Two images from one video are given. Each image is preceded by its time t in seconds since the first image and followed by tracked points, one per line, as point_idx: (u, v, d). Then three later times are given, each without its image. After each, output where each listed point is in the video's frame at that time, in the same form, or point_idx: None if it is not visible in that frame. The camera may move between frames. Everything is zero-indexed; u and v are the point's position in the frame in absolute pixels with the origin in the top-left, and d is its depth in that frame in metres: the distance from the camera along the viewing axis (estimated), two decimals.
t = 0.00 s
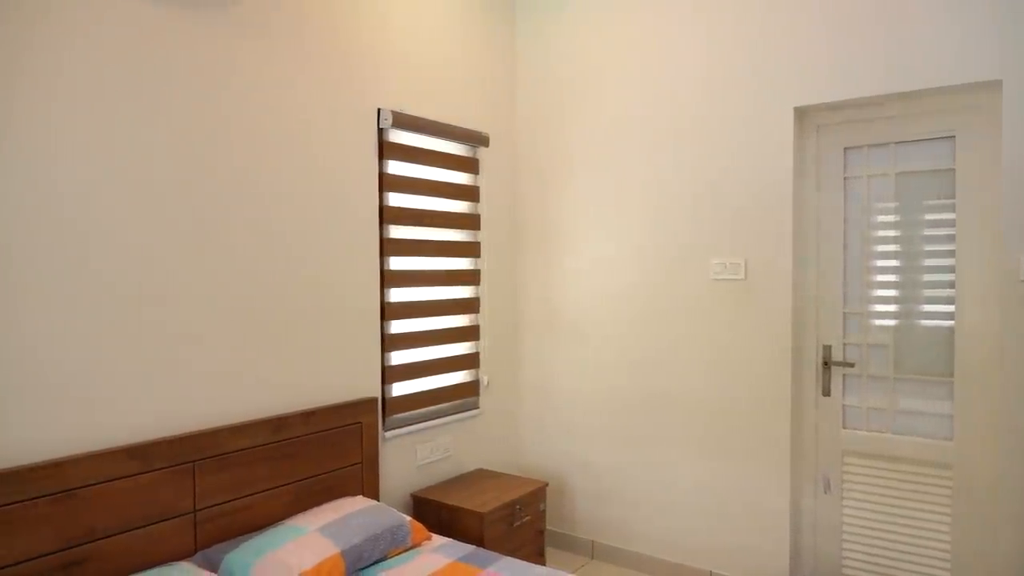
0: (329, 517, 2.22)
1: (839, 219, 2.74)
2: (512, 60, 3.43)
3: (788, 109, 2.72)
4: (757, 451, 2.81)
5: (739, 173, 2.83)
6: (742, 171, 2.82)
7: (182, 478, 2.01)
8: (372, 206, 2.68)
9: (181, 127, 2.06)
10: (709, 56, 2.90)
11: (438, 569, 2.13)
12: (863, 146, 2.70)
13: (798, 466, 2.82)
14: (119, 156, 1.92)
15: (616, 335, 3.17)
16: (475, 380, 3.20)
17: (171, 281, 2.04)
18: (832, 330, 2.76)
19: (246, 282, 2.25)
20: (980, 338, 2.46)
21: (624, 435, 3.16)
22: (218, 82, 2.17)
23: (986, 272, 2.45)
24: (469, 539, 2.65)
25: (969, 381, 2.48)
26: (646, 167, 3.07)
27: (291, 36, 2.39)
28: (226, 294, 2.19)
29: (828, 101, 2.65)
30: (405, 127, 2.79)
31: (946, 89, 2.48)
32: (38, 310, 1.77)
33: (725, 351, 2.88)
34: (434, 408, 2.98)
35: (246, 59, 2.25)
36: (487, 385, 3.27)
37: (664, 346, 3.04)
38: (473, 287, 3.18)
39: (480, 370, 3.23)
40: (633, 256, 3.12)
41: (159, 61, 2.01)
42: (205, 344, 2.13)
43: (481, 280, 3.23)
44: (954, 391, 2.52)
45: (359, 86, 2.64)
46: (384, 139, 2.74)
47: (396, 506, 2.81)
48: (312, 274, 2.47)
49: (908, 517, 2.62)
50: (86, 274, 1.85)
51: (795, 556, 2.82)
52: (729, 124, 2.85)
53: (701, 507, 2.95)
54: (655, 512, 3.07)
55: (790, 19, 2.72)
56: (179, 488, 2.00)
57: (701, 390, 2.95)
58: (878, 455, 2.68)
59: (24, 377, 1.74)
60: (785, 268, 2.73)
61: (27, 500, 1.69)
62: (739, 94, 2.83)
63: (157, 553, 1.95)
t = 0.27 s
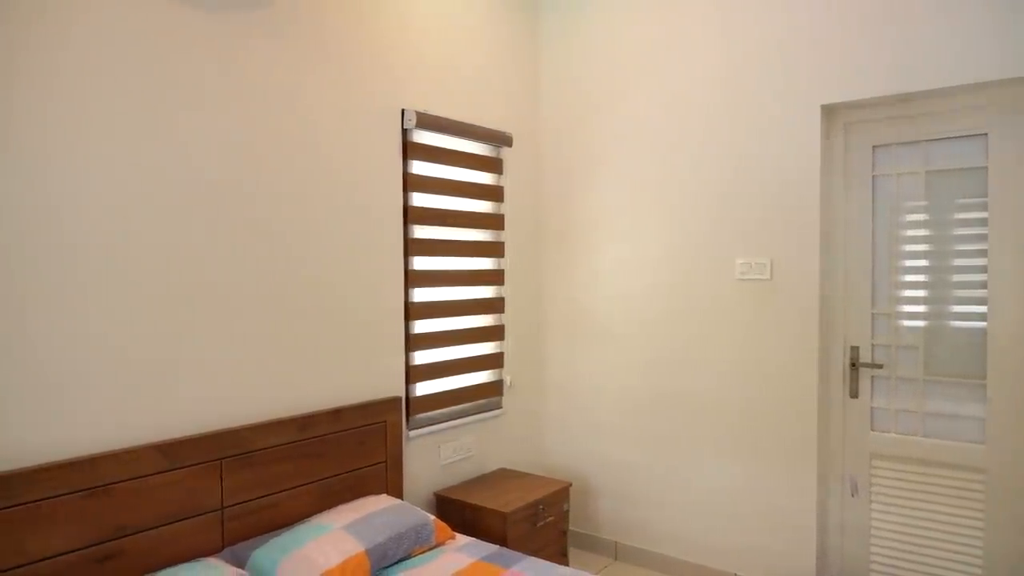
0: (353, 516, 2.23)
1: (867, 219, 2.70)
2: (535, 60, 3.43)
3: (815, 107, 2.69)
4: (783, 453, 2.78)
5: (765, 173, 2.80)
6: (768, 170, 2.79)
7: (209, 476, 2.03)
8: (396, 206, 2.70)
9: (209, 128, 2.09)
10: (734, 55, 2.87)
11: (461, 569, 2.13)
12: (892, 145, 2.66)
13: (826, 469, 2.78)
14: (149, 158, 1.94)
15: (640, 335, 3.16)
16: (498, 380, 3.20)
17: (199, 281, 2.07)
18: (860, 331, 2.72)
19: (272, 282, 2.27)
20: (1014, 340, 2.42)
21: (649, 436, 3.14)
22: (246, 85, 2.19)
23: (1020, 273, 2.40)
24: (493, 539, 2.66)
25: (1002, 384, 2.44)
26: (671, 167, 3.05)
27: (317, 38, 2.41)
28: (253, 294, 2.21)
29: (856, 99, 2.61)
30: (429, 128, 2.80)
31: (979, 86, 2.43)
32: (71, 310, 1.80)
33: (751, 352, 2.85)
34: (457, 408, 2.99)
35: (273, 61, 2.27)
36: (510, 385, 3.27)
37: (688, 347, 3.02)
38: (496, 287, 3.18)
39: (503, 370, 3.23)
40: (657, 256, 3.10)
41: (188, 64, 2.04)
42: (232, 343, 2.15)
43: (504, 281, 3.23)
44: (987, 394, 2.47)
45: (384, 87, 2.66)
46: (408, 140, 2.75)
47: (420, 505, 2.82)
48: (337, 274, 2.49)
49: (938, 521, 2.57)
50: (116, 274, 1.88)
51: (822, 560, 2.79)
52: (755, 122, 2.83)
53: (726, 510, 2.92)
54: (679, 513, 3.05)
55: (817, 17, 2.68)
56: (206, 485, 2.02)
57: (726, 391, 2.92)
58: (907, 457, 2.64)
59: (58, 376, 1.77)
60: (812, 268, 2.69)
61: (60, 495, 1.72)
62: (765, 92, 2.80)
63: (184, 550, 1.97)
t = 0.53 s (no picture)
0: (379, 514, 2.24)
1: (898, 218, 2.65)
2: (560, 60, 3.42)
3: (844, 104, 2.65)
4: (811, 455, 2.75)
5: (793, 171, 2.77)
6: (797, 169, 2.76)
7: (239, 473, 2.06)
8: (421, 206, 2.71)
9: (238, 130, 2.12)
10: (761, 53, 2.84)
11: (486, 569, 2.14)
12: (924, 142, 2.61)
13: (855, 472, 2.74)
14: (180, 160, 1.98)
15: (666, 335, 3.14)
16: (523, 380, 3.20)
17: (229, 281, 2.10)
18: (891, 332, 2.68)
19: (300, 282, 2.29)
20: None
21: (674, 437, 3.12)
22: (273, 87, 2.22)
23: None
24: (518, 538, 2.66)
25: None
26: (696, 166, 3.03)
27: (343, 40, 2.43)
28: (281, 293, 2.24)
29: (886, 96, 2.57)
30: (455, 128, 2.81)
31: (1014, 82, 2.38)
32: (104, 309, 1.83)
33: (778, 353, 2.82)
34: (483, 408, 3.00)
35: (299, 63, 2.29)
36: (534, 385, 3.27)
37: (714, 347, 2.99)
38: (521, 287, 3.19)
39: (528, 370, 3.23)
40: (684, 256, 3.07)
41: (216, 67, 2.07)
42: (261, 342, 2.18)
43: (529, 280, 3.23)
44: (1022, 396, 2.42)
45: (410, 88, 2.67)
46: (434, 140, 2.76)
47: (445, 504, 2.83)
48: (364, 274, 2.51)
49: (972, 527, 2.52)
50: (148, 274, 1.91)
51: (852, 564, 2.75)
52: (782, 121, 2.79)
53: (753, 512, 2.89)
54: (705, 515, 3.03)
55: (845, 13, 2.65)
56: (236, 482, 2.05)
57: (753, 393, 2.89)
58: (940, 461, 2.59)
59: (92, 374, 1.81)
60: (841, 268, 2.65)
61: (94, 491, 1.76)
62: (793, 90, 2.77)
63: (214, 546, 2.00)
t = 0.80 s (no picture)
0: (404, 512, 2.25)
1: (930, 217, 2.61)
2: (586, 59, 3.42)
3: (874, 102, 2.61)
4: (840, 457, 2.71)
5: (822, 170, 2.73)
6: (825, 167, 2.73)
7: (267, 471, 2.09)
8: (446, 206, 2.72)
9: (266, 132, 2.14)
10: (789, 50, 2.81)
11: (510, 569, 2.13)
12: (957, 140, 2.56)
13: (885, 475, 2.70)
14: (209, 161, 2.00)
15: (691, 336, 3.12)
16: (547, 380, 3.19)
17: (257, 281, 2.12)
18: (923, 333, 2.63)
19: (326, 282, 2.31)
20: None
21: (700, 438, 3.09)
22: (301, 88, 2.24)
23: None
24: (542, 539, 2.65)
25: None
26: (723, 165, 3.00)
27: (369, 42, 2.44)
28: (308, 293, 2.26)
29: (918, 92, 2.52)
30: (480, 128, 2.82)
31: None
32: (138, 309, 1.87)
33: (806, 354, 2.78)
34: (507, 408, 3.00)
35: (326, 64, 2.31)
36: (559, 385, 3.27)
37: (741, 348, 2.97)
38: (546, 287, 3.18)
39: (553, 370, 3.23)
40: (710, 255, 3.05)
41: (245, 69, 2.09)
42: (287, 341, 2.20)
43: (554, 280, 3.23)
44: None
45: (435, 88, 2.68)
46: (459, 140, 2.77)
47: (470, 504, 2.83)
48: (389, 274, 2.52)
49: (1006, 532, 2.47)
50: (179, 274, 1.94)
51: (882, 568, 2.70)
52: (811, 119, 2.76)
53: (780, 514, 2.86)
54: (731, 517, 3.00)
55: (876, 9, 2.60)
56: (264, 479, 2.08)
57: (780, 394, 2.86)
58: (973, 465, 2.54)
59: (126, 371, 1.84)
60: (871, 268, 2.61)
61: (127, 487, 1.79)
62: (822, 88, 2.73)
63: (242, 542, 2.03)
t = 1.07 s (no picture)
0: (430, 511, 2.27)
1: (963, 216, 2.56)
2: (609, 59, 3.40)
3: (904, 99, 2.57)
4: (869, 461, 2.67)
5: (850, 169, 2.70)
6: (854, 166, 2.69)
7: (294, 469, 2.11)
8: (470, 207, 2.73)
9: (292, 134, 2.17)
10: (816, 48, 2.77)
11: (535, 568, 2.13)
12: (990, 137, 2.51)
13: (916, 479, 2.65)
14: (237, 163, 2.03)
15: (717, 336, 3.09)
16: (572, 380, 3.19)
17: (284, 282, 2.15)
18: (955, 335, 2.58)
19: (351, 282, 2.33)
20: None
21: (726, 440, 3.07)
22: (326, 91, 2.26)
23: None
24: (566, 539, 2.65)
25: None
26: (749, 164, 2.97)
27: (393, 44, 2.46)
28: (333, 293, 2.28)
29: (949, 90, 2.48)
30: (504, 129, 2.82)
31: None
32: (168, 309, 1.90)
33: (834, 355, 2.75)
34: (531, 408, 3.00)
35: (351, 67, 2.33)
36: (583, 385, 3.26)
37: (767, 349, 2.93)
38: (570, 287, 3.18)
39: (577, 370, 3.22)
40: (736, 255, 3.02)
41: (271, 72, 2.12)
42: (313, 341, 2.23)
43: (578, 280, 3.22)
44: None
45: (459, 89, 2.69)
46: (483, 141, 2.77)
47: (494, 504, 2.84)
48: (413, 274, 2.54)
49: None
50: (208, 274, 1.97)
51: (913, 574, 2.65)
52: (839, 117, 2.72)
53: (808, 518, 2.82)
54: (758, 520, 2.97)
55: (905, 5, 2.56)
56: (292, 477, 2.10)
57: (807, 395, 2.82)
58: (1007, 469, 2.48)
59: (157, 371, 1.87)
60: (901, 268, 2.57)
61: (161, 484, 1.83)
62: (849, 86, 2.70)
63: (271, 539, 2.05)
